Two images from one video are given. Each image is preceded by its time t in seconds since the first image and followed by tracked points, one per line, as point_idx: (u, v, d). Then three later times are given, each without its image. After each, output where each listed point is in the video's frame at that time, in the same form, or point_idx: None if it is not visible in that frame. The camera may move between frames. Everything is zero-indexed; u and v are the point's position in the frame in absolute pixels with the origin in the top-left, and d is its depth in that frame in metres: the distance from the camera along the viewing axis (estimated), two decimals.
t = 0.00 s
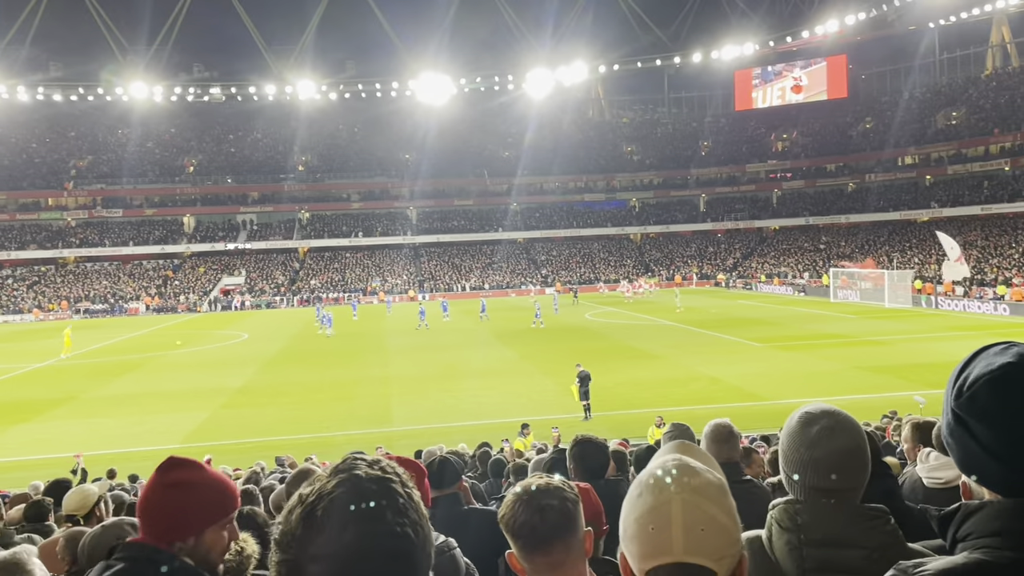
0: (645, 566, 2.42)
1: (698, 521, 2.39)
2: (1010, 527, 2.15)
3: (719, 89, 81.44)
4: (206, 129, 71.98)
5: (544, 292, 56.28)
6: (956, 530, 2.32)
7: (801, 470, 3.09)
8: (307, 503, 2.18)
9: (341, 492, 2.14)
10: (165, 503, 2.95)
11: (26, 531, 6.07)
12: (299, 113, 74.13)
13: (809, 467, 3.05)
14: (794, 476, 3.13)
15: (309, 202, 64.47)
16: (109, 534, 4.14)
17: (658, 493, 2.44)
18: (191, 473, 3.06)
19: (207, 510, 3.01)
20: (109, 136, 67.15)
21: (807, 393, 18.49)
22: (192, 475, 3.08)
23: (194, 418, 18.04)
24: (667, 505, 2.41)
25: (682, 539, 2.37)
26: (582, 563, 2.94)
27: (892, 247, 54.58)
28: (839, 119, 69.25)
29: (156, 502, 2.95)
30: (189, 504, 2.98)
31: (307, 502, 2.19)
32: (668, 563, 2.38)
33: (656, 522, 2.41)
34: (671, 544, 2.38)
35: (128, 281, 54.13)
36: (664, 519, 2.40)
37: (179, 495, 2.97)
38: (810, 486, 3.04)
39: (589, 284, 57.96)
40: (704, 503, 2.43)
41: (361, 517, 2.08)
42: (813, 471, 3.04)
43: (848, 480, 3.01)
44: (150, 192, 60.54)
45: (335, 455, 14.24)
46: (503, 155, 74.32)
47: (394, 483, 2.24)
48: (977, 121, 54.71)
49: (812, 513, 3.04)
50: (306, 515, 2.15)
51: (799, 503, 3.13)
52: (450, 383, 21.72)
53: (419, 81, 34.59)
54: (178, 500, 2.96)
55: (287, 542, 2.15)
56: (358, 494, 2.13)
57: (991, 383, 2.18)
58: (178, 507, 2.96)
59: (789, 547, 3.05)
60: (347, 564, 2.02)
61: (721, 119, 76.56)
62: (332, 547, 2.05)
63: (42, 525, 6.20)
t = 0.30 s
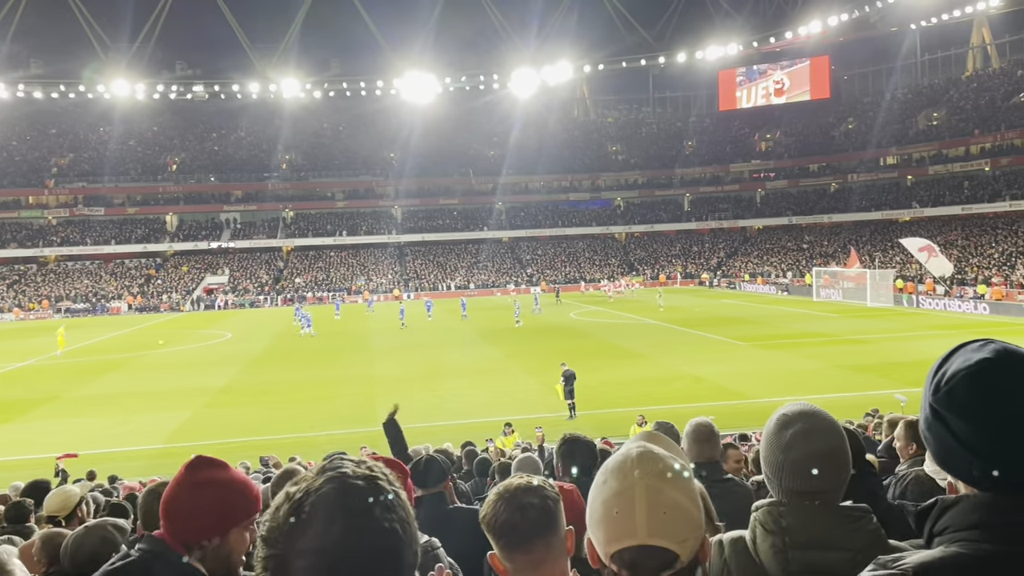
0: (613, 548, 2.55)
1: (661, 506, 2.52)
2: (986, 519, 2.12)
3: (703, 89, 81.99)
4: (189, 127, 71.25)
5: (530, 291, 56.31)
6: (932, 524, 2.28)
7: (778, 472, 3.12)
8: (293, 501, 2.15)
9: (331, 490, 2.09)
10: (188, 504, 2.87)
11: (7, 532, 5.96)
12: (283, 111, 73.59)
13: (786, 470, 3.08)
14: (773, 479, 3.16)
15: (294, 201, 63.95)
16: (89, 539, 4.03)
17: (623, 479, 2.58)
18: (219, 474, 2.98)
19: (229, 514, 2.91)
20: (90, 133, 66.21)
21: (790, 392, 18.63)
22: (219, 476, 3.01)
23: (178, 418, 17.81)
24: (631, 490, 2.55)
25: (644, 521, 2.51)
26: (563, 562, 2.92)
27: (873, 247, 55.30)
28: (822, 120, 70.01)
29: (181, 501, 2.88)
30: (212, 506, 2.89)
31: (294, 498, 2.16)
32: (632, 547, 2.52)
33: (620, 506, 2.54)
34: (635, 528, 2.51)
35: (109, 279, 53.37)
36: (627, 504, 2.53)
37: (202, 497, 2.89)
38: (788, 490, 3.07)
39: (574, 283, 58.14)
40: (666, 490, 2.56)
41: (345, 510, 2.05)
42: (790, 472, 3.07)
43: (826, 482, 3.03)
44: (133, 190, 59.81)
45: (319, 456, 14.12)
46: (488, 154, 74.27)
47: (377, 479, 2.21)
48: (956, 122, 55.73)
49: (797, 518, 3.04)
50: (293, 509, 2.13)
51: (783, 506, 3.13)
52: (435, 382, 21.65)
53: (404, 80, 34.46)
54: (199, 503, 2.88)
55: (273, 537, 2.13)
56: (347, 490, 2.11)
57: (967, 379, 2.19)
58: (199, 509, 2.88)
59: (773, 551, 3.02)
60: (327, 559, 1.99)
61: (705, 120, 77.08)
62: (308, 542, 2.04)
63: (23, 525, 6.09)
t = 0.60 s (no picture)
0: (611, 542, 2.54)
1: (660, 500, 2.51)
2: (968, 516, 2.13)
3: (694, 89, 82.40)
4: (179, 126, 70.88)
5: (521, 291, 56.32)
6: (913, 522, 2.29)
7: (762, 473, 3.13)
8: (278, 496, 2.12)
9: (311, 488, 2.09)
10: (189, 510, 2.84)
11: None
12: (273, 110, 73.29)
13: (771, 473, 3.09)
14: (758, 480, 3.17)
15: (284, 200, 63.70)
16: (79, 540, 3.97)
17: (621, 474, 2.58)
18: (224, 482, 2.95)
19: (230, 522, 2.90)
20: (79, 133, 65.71)
21: (780, 391, 18.72)
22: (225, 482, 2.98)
23: (168, 419, 17.68)
24: (632, 485, 2.54)
25: (644, 516, 2.50)
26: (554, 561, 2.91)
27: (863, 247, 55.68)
28: (812, 120, 70.42)
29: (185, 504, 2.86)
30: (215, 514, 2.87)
31: (279, 494, 2.13)
32: (629, 541, 2.52)
33: (619, 499, 2.54)
34: (635, 522, 2.51)
35: (98, 280, 52.96)
36: (625, 499, 2.53)
37: (205, 504, 2.86)
38: (772, 491, 3.08)
39: (566, 283, 58.22)
40: (665, 485, 2.57)
41: (339, 503, 2.07)
42: (775, 472, 3.09)
43: (810, 484, 3.05)
44: (121, 190, 59.42)
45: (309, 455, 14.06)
46: (479, 154, 74.29)
47: (355, 477, 2.20)
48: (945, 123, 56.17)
49: (780, 514, 3.03)
50: (273, 513, 2.09)
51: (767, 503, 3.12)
52: (426, 382, 21.58)
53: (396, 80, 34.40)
54: (201, 509, 2.85)
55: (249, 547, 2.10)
56: (333, 488, 2.11)
57: (949, 374, 2.20)
58: (201, 515, 2.85)
59: (758, 549, 3.01)
60: (316, 558, 1.98)
61: (696, 120, 77.42)
62: (288, 542, 2.02)
63: (10, 526, 6.02)
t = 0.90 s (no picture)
0: (614, 539, 2.54)
1: (661, 495, 2.53)
2: (966, 516, 2.12)
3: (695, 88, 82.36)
4: (179, 127, 70.94)
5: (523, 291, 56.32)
6: (910, 523, 2.28)
7: (767, 469, 3.12)
8: (272, 492, 2.17)
9: (310, 484, 2.13)
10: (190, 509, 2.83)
11: None
12: (274, 111, 73.35)
13: (780, 470, 3.06)
14: (762, 479, 3.17)
15: (285, 200, 63.75)
16: (83, 538, 3.99)
17: (623, 471, 2.57)
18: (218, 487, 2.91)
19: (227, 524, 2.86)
20: (79, 134, 65.80)
21: (783, 390, 18.68)
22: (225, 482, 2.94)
23: (169, 420, 17.69)
24: (632, 485, 2.54)
25: (644, 513, 2.51)
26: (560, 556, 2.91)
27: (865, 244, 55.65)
28: (812, 118, 70.39)
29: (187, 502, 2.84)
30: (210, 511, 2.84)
31: (272, 489, 2.19)
32: (632, 536, 2.53)
33: (619, 495, 2.54)
34: (637, 518, 2.52)
35: (100, 281, 53.03)
36: (627, 494, 2.54)
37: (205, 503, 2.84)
38: (778, 491, 3.07)
39: (567, 282, 58.17)
40: (665, 479, 2.57)
41: (335, 500, 2.11)
42: (781, 471, 3.07)
43: (815, 483, 3.04)
44: (122, 191, 59.51)
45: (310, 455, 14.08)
46: (480, 154, 74.35)
47: (348, 475, 2.22)
48: (946, 120, 55.94)
49: (783, 516, 3.04)
50: (272, 508, 2.14)
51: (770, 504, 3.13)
52: (427, 382, 21.58)
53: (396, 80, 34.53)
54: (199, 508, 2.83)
55: (244, 546, 2.14)
56: (327, 486, 2.15)
57: (937, 375, 2.18)
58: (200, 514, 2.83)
59: (760, 550, 3.05)
60: (315, 554, 2.02)
61: (697, 119, 77.43)
62: (284, 542, 2.07)
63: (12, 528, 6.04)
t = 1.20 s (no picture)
0: (618, 529, 2.54)
1: (666, 487, 2.55)
2: (991, 518, 2.11)
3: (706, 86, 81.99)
4: (193, 128, 71.63)
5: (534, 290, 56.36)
6: (931, 525, 2.28)
7: (786, 448, 3.16)
8: (288, 484, 2.36)
9: (328, 473, 2.29)
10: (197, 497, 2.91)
11: (14, 532, 6.02)
12: (286, 112, 73.87)
13: (799, 445, 3.13)
14: (778, 469, 3.18)
15: (298, 201, 64.19)
16: (102, 534, 4.07)
17: (626, 461, 2.60)
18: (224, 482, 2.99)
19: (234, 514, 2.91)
20: (95, 136, 66.62)
21: (797, 389, 18.54)
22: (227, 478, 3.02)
23: (184, 419, 17.89)
24: (637, 473, 2.56)
25: (649, 503, 2.53)
26: (575, 550, 2.94)
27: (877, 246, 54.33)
28: (825, 116, 69.90)
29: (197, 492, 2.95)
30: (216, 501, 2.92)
31: (288, 482, 2.38)
32: (637, 527, 2.53)
33: (624, 486, 2.56)
34: (642, 509, 2.53)
35: (115, 281, 53.64)
36: (631, 484, 2.55)
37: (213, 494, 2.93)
38: (790, 465, 3.09)
39: (579, 281, 58.13)
40: (671, 469, 2.60)
41: (350, 491, 2.24)
42: (799, 450, 3.12)
43: (838, 460, 3.06)
44: (136, 192, 60.19)
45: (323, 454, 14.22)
46: (491, 153, 74.50)
47: (367, 468, 2.35)
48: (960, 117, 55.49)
49: (797, 515, 2.98)
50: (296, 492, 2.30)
51: (787, 504, 3.07)
52: (439, 381, 21.69)
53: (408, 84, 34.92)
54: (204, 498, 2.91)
55: (274, 533, 2.31)
56: (349, 477, 2.28)
57: (954, 369, 2.18)
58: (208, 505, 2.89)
59: (773, 549, 2.96)
60: (343, 537, 2.16)
61: (708, 117, 77.12)
62: (308, 531, 2.19)
63: (31, 526, 6.15)
